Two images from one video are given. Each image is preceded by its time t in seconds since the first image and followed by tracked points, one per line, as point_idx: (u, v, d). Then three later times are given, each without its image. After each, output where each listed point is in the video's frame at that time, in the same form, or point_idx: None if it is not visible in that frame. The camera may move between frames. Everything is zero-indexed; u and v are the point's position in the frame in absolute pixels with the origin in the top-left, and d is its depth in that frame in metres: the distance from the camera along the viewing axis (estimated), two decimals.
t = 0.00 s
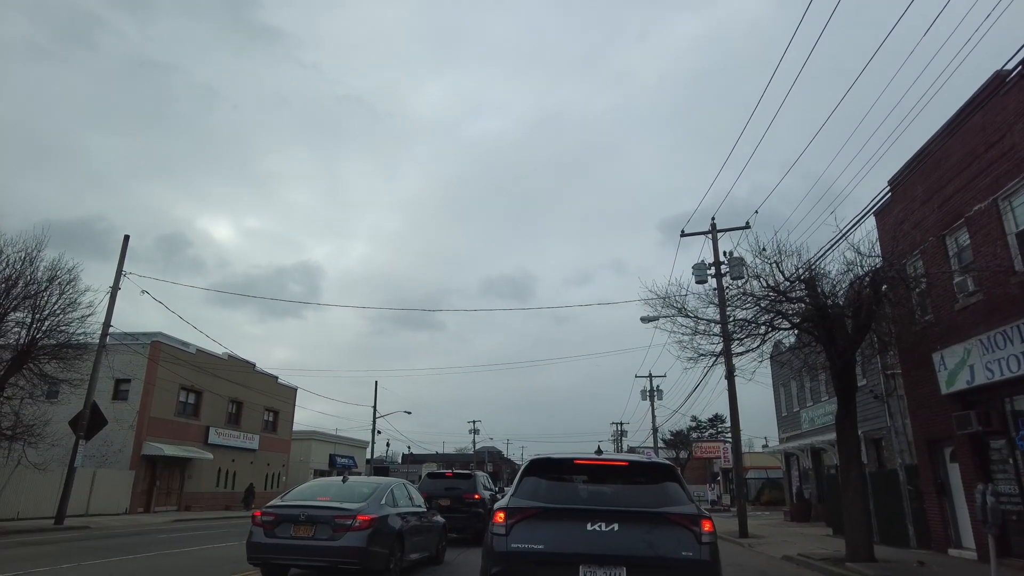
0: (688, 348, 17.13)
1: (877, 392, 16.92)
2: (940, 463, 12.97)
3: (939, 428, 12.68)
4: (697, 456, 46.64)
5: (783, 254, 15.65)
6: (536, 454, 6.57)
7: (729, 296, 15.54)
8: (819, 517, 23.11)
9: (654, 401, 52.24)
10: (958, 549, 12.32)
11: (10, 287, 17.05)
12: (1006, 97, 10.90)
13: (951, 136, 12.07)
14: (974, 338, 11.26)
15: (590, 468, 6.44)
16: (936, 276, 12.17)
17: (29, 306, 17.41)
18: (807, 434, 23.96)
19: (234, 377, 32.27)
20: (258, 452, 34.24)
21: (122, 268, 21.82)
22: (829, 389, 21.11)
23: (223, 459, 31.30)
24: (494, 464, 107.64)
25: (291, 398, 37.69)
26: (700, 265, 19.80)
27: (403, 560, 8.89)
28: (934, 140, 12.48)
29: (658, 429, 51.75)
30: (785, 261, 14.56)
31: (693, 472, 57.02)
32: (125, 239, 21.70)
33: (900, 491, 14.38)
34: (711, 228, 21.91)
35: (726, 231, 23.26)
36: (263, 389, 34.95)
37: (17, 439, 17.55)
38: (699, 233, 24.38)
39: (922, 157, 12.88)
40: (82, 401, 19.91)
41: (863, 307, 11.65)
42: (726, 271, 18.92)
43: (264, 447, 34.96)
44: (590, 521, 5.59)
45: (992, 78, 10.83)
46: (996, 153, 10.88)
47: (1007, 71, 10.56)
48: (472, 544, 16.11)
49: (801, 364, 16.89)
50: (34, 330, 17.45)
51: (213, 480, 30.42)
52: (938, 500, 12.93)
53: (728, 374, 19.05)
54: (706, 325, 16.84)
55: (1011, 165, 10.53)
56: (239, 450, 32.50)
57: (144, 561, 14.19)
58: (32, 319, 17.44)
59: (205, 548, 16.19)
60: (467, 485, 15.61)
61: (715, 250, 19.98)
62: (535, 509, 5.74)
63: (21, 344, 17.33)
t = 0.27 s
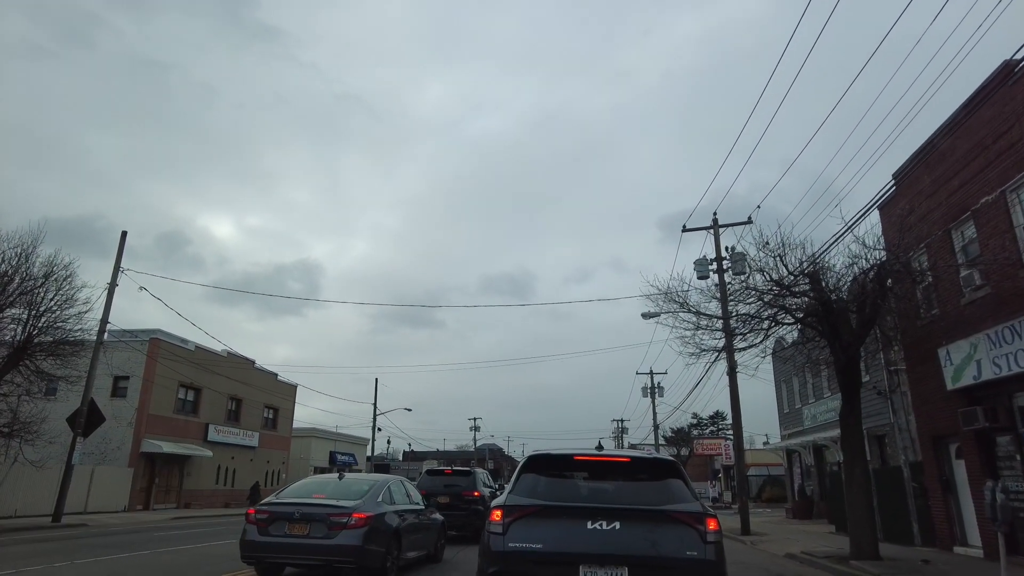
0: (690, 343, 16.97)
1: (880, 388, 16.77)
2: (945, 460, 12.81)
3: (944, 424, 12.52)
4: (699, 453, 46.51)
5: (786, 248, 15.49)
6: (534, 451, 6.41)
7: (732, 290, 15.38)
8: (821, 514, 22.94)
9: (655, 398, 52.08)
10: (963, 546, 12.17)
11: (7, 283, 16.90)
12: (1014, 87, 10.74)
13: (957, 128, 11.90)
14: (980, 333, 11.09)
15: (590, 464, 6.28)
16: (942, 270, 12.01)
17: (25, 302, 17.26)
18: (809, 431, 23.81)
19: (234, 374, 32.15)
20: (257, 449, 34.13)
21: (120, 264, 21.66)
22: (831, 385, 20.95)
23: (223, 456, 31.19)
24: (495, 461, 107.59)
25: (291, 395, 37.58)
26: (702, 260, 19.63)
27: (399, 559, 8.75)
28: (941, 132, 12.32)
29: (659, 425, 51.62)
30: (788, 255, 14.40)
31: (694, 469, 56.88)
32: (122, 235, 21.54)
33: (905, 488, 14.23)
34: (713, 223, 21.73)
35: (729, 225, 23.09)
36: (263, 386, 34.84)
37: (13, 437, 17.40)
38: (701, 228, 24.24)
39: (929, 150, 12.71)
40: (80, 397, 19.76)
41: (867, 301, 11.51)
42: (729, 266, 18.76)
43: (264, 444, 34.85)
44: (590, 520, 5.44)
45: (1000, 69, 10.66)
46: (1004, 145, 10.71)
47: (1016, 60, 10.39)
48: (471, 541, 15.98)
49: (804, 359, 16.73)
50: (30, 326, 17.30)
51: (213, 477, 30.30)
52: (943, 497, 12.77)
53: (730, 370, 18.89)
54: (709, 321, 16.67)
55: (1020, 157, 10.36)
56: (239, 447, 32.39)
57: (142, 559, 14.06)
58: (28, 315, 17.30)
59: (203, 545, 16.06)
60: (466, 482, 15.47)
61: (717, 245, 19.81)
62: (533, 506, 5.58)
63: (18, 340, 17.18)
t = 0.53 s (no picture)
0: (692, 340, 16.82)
1: (883, 386, 16.62)
2: (951, 458, 12.66)
3: (949, 421, 12.37)
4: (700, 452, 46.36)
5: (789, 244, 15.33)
6: (532, 448, 6.26)
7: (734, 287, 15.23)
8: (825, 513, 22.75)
9: (657, 397, 51.88)
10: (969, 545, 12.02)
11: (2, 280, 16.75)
12: (1023, 80, 10.59)
13: (964, 121, 11.74)
14: (987, 329, 10.94)
15: (590, 462, 6.13)
16: (948, 265, 11.86)
17: (21, 299, 17.11)
18: (811, 429, 23.66)
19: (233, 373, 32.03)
20: (257, 448, 34.02)
21: (117, 261, 21.53)
22: (834, 383, 20.80)
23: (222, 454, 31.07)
24: (495, 460, 107.50)
25: (291, 394, 37.45)
26: (704, 257, 19.48)
27: (396, 559, 8.59)
28: (947, 126, 12.17)
29: (661, 424, 51.45)
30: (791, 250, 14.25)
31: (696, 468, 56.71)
32: (119, 233, 21.40)
33: (909, 487, 14.07)
34: (715, 220, 21.59)
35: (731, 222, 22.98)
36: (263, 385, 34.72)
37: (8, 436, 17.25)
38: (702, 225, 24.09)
39: (934, 143, 12.56)
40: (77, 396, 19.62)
41: (872, 297, 11.36)
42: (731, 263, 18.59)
43: (263, 442, 34.72)
44: (590, 520, 5.29)
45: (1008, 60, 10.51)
46: (1011, 138, 10.56)
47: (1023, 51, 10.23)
48: (471, 541, 15.84)
49: (806, 357, 16.58)
50: (26, 324, 17.16)
51: (212, 476, 30.18)
52: (948, 495, 12.61)
53: (732, 368, 18.74)
54: (711, 317, 16.51)
55: None
56: (238, 446, 32.27)
57: (137, 559, 13.90)
58: (24, 312, 17.15)
59: (201, 545, 15.91)
60: (466, 480, 15.32)
61: (720, 241, 19.65)
62: (531, 505, 5.43)
63: (13, 338, 17.04)
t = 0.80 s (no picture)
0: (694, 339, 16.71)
1: (886, 385, 16.51)
2: (955, 458, 12.54)
3: (953, 420, 12.25)
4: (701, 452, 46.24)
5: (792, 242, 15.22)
6: (531, 447, 6.14)
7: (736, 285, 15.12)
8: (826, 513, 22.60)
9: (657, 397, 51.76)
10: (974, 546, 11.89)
11: None
12: None
13: (969, 117, 11.63)
14: (993, 327, 10.82)
15: (591, 462, 6.00)
16: (953, 262, 11.74)
17: (18, 297, 17.01)
18: (813, 429, 23.54)
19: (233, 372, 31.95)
20: (257, 448, 33.94)
21: (115, 260, 21.43)
22: (835, 383, 20.70)
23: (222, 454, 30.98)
24: (496, 460, 107.40)
25: (291, 393, 37.36)
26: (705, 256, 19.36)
27: (394, 559, 8.48)
28: (951, 122, 12.06)
29: (661, 424, 51.32)
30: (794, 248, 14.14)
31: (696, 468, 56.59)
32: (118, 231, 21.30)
33: (912, 487, 13.96)
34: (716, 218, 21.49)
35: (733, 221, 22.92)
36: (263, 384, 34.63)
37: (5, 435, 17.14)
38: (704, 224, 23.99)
39: (939, 140, 12.45)
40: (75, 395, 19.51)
41: (875, 295, 11.26)
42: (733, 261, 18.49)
43: (263, 442, 34.62)
44: (591, 521, 5.17)
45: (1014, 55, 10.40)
46: (1017, 134, 10.44)
47: None
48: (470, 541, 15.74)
49: (808, 355, 16.48)
50: (23, 322, 17.07)
51: (211, 475, 30.09)
52: (953, 495, 12.48)
53: (733, 367, 18.62)
54: (712, 316, 16.40)
55: None
56: (238, 445, 32.18)
57: (135, 559, 13.78)
58: (21, 310, 17.06)
59: (199, 545, 15.81)
60: (465, 480, 15.21)
61: (721, 239, 19.55)
62: (529, 506, 5.32)
63: (10, 337, 16.94)
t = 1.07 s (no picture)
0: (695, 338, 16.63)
1: (888, 385, 16.45)
2: (958, 458, 12.46)
3: (956, 420, 12.17)
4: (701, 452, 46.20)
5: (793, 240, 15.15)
6: (531, 447, 6.06)
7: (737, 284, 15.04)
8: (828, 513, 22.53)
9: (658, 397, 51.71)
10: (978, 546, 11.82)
11: None
12: None
13: (972, 114, 11.55)
14: (996, 326, 10.73)
15: (591, 461, 5.92)
16: (956, 261, 11.66)
17: (16, 297, 16.95)
18: (814, 429, 23.47)
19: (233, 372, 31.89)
20: (257, 448, 33.88)
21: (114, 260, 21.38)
22: (836, 382, 20.65)
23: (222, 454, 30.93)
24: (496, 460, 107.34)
25: (291, 393, 37.30)
26: (706, 254, 19.30)
27: (392, 559, 8.42)
28: (954, 119, 11.98)
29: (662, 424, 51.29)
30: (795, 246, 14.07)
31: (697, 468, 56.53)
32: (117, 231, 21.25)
33: (915, 487, 13.88)
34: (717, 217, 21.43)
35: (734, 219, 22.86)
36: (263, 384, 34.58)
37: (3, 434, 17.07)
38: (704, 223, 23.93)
39: (942, 137, 12.37)
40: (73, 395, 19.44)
41: (878, 293, 11.19)
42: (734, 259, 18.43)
43: (263, 442, 34.56)
44: (591, 521, 5.10)
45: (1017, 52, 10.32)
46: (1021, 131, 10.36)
47: None
48: (470, 541, 15.68)
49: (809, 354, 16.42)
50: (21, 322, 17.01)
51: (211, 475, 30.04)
52: (956, 495, 12.41)
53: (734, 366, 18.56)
54: (713, 315, 16.32)
55: None
56: (238, 445, 32.14)
57: (134, 559, 13.72)
58: (19, 310, 17.01)
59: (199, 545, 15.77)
60: (465, 480, 15.14)
61: (722, 237, 19.48)
62: (528, 506, 5.25)
63: (8, 336, 16.89)
